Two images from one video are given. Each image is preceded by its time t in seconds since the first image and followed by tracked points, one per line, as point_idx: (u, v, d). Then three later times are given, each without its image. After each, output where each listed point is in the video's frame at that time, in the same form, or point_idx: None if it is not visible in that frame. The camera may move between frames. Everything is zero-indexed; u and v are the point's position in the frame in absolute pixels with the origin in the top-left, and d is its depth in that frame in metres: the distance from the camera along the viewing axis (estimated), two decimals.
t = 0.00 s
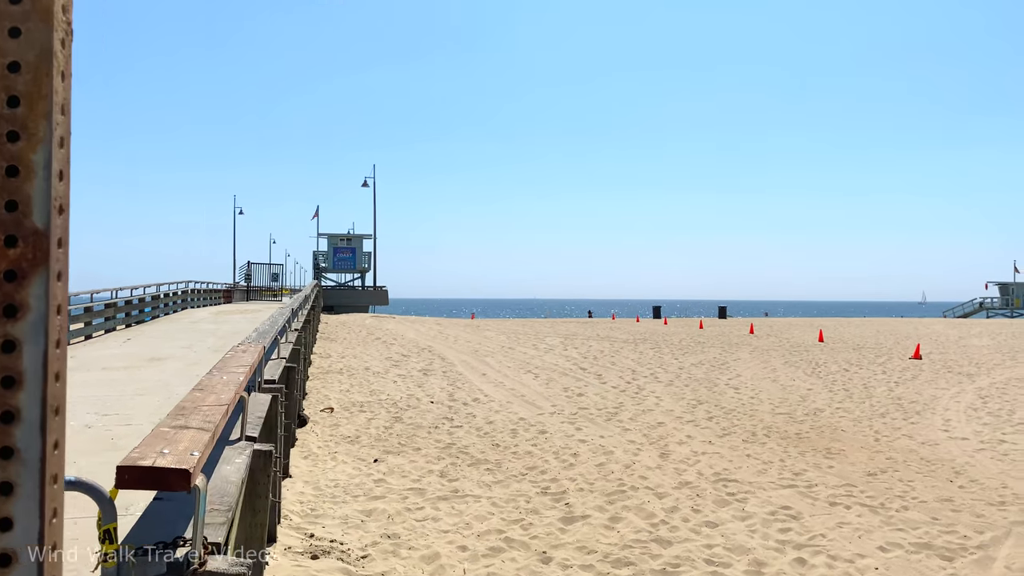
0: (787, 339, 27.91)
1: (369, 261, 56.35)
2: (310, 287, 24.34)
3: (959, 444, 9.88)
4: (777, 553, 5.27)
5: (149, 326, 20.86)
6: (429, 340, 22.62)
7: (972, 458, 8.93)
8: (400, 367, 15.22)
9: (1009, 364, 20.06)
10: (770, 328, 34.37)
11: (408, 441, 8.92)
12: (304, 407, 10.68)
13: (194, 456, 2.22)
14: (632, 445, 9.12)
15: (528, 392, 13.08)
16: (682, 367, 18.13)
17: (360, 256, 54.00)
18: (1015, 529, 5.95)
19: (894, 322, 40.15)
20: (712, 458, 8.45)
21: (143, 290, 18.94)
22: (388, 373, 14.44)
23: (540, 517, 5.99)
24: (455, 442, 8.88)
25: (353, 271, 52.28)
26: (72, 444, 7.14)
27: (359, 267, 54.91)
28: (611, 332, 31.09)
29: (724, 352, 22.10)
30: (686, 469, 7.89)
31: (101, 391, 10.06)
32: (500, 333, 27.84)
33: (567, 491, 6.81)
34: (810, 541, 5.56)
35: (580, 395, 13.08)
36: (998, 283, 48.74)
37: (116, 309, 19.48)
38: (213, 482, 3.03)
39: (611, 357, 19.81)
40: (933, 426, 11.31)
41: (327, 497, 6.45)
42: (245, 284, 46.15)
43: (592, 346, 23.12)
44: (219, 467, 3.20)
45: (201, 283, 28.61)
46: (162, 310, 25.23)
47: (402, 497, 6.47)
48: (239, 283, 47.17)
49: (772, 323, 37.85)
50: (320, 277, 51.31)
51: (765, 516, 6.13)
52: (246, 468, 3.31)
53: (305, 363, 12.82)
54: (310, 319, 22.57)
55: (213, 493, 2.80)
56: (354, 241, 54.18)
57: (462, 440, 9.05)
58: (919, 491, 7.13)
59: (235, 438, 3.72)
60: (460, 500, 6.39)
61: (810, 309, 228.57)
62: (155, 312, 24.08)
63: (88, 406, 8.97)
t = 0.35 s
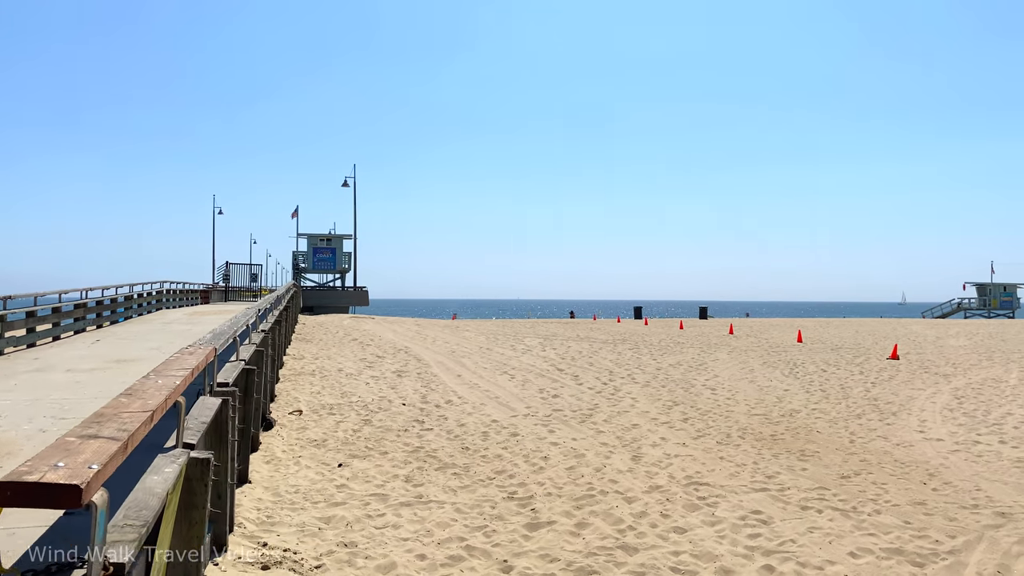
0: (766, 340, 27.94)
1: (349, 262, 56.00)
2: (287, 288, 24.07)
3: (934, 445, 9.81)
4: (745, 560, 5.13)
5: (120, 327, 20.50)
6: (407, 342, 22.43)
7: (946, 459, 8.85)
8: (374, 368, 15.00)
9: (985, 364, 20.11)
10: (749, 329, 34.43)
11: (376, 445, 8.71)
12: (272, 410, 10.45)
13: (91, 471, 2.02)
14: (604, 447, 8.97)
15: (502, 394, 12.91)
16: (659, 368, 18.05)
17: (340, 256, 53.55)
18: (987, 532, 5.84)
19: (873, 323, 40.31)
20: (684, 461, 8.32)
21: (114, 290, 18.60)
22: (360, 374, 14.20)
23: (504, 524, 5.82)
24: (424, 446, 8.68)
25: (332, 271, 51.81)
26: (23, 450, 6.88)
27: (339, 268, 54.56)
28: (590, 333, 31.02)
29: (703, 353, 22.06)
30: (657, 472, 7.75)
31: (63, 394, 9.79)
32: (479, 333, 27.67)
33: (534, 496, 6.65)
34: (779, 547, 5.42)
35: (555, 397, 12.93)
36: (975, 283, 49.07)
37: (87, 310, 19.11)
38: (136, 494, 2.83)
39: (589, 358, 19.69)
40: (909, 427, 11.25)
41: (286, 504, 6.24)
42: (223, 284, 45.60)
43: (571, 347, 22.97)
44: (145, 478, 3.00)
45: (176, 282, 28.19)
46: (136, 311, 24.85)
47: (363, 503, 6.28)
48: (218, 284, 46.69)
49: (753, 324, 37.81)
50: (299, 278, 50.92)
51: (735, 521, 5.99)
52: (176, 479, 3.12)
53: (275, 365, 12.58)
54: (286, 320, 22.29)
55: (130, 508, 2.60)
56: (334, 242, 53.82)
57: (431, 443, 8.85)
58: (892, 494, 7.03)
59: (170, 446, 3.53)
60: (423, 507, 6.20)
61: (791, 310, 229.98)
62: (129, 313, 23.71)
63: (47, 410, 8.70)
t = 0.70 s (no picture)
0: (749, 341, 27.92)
1: (335, 263, 55.70)
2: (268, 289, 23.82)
3: (912, 447, 9.72)
4: (712, 569, 4.99)
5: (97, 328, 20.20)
6: (388, 343, 22.22)
7: (924, 462, 8.75)
8: (351, 370, 14.79)
9: (967, 365, 20.11)
10: (733, 330, 34.45)
11: (345, 449, 8.53)
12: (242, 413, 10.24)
13: None
14: (578, 451, 8.82)
15: (480, 396, 12.74)
16: (641, 369, 17.92)
17: (325, 257, 53.26)
18: (961, 539, 5.72)
19: (858, 323, 40.43)
20: (659, 465, 8.18)
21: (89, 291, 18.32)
22: (337, 377, 13.99)
23: (468, 532, 5.65)
24: (394, 450, 8.50)
25: (317, 272, 51.45)
26: None
27: (325, 269, 54.27)
28: (574, 333, 30.92)
29: (686, 354, 21.98)
30: (630, 477, 7.60)
31: (26, 398, 9.55)
32: (462, 334, 27.50)
33: (501, 502, 6.48)
34: (749, 555, 5.28)
35: (533, 399, 12.78)
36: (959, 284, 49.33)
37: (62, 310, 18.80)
38: (45, 510, 2.64)
39: (571, 360, 19.55)
40: (888, 429, 11.15)
41: (244, 512, 6.05)
42: (207, 285, 45.20)
43: (554, 348, 22.82)
44: (60, 493, 2.81)
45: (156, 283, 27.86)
46: (114, 312, 24.52)
47: (324, 511, 6.10)
48: (201, 285, 46.33)
49: (738, 325, 37.80)
50: (284, 279, 50.59)
51: (705, 528, 5.85)
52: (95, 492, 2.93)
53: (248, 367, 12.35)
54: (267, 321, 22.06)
55: (29, 531, 2.40)
56: (319, 242, 53.51)
57: (402, 447, 8.67)
58: (867, 499, 6.91)
59: (94, 457, 3.33)
60: (386, 515, 6.03)
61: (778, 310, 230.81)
62: (107, 314, 23.38)
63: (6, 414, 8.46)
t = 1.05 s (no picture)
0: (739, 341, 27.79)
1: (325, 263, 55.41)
2: (254, 289, 23.58)
3: (898, 449, 9.60)
4: None
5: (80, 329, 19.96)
6: (375, 343, 22.02)
7: (908, 464, 8.63)
8: (334, 371, 14.60)
9: (955, 365, 20.06)
10: (724, 330, 34.35)
11: (319, 452, 8.35)
12: (218, 416, 10.05)
13: None
14: (558, 453, 8.67)
15: (462, 397, 12.57)
16: (629, 370, 17.78)
17: (315, 257, 52.99)
18: (943, 544, 5.59)
19: (849, 324, 40.51)
20: (639, 468, 8.03)
21: (69, 291, 18.07)
22: (318, 378, 13.80)
23: (437, 538, 5.48)
24: (369, 453, 8.32)
25: (307, 272, 51.22)
26: None
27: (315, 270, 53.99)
28: (564, 333, 30.76)
29: (675, 355, 21.83)
30: (609, 480, 7.45)
31: None
32: (451, 334, 27.30)
33: (474, 507, 6.32)
34: (724, 561, 5.14)
35: (517, 400, 12.62)
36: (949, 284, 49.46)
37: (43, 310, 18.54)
38: None
39: (559, 360, 19.39)
40: (874, 430, 11.03)
41: (208, 517, 5.86)
42: (195, 286, 44.89)
43: (542, 348, 22.67)
44: None
45: (142, 284, 27.62)
46: (98, 313, 24.25)
47: (291, 516, 5.92)
48: (190, 286, 46.01)
49: (729, 325, 37.76)
50: (273, 279, 50.31)
51: (682, 533, 5.69)
52: (20, 500, 2.77)
53: (226, 369, 12.16)
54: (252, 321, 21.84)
55: None
56: (309, 242, 53.22)
57: (378, 450, 8.50)
58: (849, 502, 6.77)
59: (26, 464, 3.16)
60: (354, 521, 5.85)
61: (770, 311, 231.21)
62: (90, 314, 23.12)
63: None
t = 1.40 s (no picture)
0: (732, 342, 27.65)
1: (318, 264, 55.18)
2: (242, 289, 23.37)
3: (887, 452, 9.46)
4: None
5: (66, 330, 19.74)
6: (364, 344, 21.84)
7: (897, 467, 8.49)
8: (319, 373, 14.43)
9: (948, 366, 19.95)
10: (717, 331, 34.26)
11: (297, 456, 8.18)
12: (197, 419, 9.87)
13: None
14: (541, 456, 8.51)
15: (448, 399, 12.41)
16: (619, 371, 17.63)
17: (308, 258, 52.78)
18: (929, 550, 5.44)
19: (843, 325, 40.43)
20: (622, 471, 7.87)
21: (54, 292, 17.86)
22: (303, 380, 13.61)
23: (408, 546, 5.31)
24: (348, 457, 8.15)
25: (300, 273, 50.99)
26: None
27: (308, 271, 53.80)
28: (557, 334, 30.60)
29: (667, 356, 21.69)
30: (591, 484, 7.29)
31: None
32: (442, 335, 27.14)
33: (451, 512, 6.16)
34: (703, 569, 4.98)
35: (504, 402, 12.45)
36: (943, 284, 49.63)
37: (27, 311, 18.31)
38: None
39: (549, 361, 19.23)
40: (863, 432, 10.90)
41: (174, 524, 5.68)
42: (187, 287, 44.67)
43: (532, 349, 22.51)
44: None
45: (130, 284, 27.38)
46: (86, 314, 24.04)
47: (260, 522, 5.74)
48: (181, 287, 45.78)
49: (722, 326, 37.62)
50: (266, 280, 50.11)
51: (662, 539, 5.55)
52: None
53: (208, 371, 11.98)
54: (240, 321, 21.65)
55: None
56: (302, 243, 53.01)
57: (357, 454, 8.32)
58: (835, 506, 6.62)
59: None
60: (325, 527, 5.69)
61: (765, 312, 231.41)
62: (77, 315, 22.90)
63: None
